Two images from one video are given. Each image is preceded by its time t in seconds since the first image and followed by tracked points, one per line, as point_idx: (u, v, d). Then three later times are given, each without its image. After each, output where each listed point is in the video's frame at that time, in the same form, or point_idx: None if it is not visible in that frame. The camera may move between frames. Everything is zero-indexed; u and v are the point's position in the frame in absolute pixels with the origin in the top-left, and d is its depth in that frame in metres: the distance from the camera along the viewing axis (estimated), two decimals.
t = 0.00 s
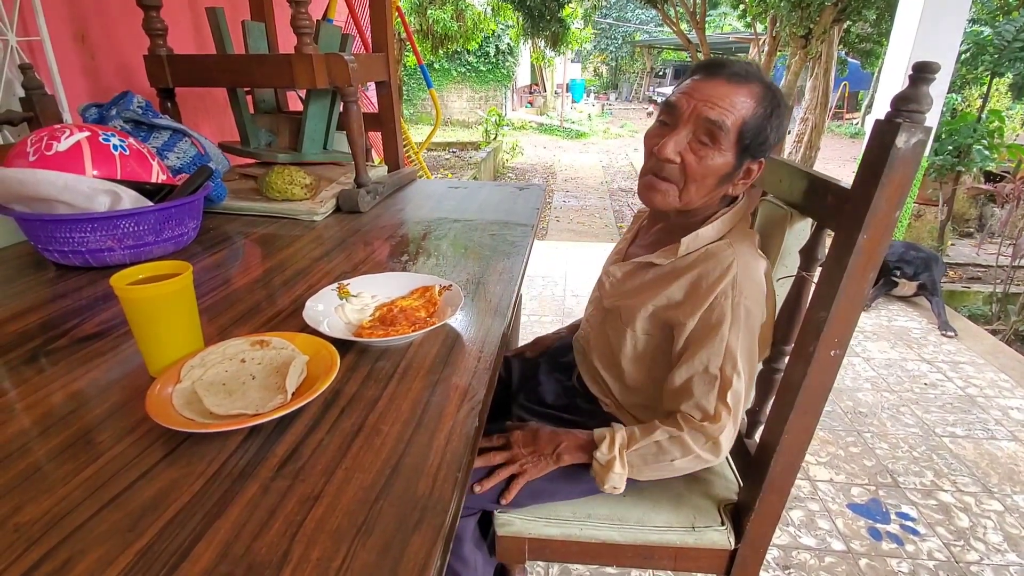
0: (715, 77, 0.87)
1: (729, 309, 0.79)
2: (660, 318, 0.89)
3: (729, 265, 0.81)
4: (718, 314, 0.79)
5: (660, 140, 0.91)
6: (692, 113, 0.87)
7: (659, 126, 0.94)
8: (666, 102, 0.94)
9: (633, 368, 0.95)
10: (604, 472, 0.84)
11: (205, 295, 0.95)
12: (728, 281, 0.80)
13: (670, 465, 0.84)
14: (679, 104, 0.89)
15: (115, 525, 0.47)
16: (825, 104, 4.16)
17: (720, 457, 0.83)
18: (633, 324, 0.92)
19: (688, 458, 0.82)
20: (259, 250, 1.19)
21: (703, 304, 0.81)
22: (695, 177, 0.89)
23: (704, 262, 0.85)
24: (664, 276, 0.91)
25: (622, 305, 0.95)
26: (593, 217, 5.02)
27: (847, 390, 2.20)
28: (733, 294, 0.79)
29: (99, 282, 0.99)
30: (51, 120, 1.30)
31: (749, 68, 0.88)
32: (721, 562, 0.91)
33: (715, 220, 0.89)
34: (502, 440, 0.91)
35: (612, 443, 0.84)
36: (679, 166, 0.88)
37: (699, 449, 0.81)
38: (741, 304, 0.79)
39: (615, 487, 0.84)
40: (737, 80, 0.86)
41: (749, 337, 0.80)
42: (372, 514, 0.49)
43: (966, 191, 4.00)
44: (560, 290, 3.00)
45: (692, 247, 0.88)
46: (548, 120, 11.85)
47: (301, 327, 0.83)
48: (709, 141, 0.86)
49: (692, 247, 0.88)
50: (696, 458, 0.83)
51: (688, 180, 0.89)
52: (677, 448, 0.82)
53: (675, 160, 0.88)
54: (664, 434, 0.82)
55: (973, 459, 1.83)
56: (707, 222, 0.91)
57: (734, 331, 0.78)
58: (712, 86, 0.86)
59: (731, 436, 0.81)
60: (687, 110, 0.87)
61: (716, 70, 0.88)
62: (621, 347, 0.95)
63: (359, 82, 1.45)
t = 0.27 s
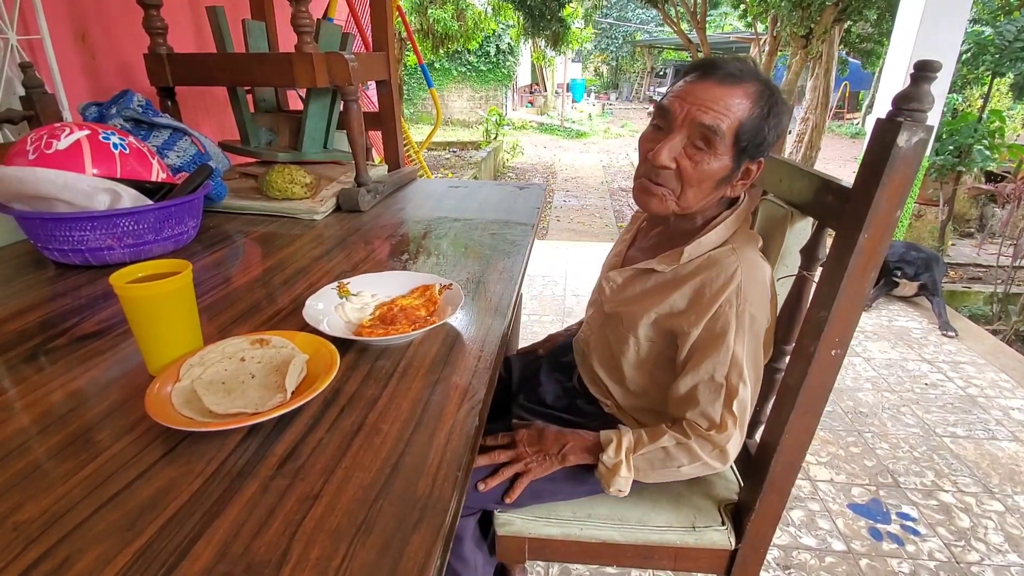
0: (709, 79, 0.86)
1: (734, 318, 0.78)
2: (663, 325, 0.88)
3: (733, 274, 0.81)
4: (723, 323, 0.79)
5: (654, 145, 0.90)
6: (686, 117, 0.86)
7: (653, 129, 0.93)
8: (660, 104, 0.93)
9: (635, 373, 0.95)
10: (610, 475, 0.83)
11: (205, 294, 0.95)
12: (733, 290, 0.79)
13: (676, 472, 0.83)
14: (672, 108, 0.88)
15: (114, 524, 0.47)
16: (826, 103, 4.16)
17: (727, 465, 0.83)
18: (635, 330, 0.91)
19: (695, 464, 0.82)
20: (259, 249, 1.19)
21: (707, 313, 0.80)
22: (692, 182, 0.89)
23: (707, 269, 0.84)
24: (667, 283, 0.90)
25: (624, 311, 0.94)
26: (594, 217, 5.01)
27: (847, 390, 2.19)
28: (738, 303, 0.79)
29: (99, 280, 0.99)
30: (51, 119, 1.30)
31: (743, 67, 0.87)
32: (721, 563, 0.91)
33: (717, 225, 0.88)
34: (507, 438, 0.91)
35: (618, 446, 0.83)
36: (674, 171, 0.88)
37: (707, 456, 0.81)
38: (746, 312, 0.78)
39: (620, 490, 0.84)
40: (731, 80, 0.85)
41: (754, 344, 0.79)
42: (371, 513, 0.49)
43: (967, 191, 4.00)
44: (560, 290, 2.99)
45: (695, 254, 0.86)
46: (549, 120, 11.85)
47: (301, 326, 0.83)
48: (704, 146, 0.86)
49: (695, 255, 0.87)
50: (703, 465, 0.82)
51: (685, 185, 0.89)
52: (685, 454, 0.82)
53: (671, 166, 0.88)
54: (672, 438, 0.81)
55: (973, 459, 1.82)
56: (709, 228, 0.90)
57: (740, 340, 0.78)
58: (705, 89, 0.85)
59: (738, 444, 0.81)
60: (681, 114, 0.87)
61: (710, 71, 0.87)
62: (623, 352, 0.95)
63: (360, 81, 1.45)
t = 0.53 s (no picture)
0: (681, 81, 0.85)
1: (737, 332, 0.77)
2: (664, 337, 0.87)
3: (736, 287, 0.79)
4: (726, 337, 0.78)
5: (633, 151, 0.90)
6: (661, 122, 0.86)
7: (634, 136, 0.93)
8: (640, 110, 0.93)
9: (636, 381, 0.95)
10: (615, 479, 0.84)
11: (205, 293, 0.95)
12: (734, 304, 0.78)
13: (681, 479, 0.84)
14: (647, 113, 0.88)
15: (113, 524, 0.47)
16: (826, 104, 4.16)
17: (731, 473, 0.83)
18: (637, 342, 0.90)
19: (700, 472, 0.83)
20: (259, 249, 1.19)
21: (710, 328, 0.79)
22: (674, 185, 0.88)
23: (708, 283, 0.82)
24: (667, 296, 0.89)
25: (625, 323, 0.93)
26: (593, 217, 5.01)
27: (847, 390, 2.19)
28: (741, 316, 0.78)
29: (98, 280, 0.99)
30: (51, 119, 1.30)
31: (717, 65, 0.85)
32: (720, 562, 0.91)
33: (716, 235, 0.86)
34: (511, 437, 0.91)
35: (624, 452, 0.84)
36: (654, 175, 0.88)
37: (711, 465, 0.81)
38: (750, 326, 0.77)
39: (624, 493, 0.84)
40: (704, 80, 0.84)
41: (757, 355, 0.79)
42: (369, 513, 0.49)
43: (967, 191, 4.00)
44: (559, 290, 2.99)
45: (695, 267, 0.84)
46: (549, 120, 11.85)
47: (300, 326, 0.82)
48: (681, 147, 0.85)
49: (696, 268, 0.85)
50: (709, 473, 0.83)
51: (668, 189, 0.89)
52: (690, 463, 0.82)
53: (650, 170, 0.88)
54: (677, 446, 0.81)
55: (972, 460, 1.83)
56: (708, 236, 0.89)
57: (743, 354, 0.77)
58: (677, 91, 0.84)
59: (742, 453, 0.81)
60: (655, 118, 0.87)
61: (683, 74, 0.86)
62: (624, 363, 0.94)
63: (359, 81, 1.45)
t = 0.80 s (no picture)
0: (637, 86, 0.86)
1: (732, 338, 0.77)
2: (659, 344, 0.87)
3: (727, 292, 0.79)
4: (720, 344, 0.77)
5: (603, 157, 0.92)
6: (620, 127, 0.87)
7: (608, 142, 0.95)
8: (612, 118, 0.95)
9: (634, 388, 0.95)
10: (617, 480, 0.84)
11: (205, 293, 0.95)
12: (727, 309, 0.78)
13: (683, 480, 0.84)
14: (611, 118, 0.90)
15: (114, 522, 0.47)
16: (826, 104, 4.16)
17: (733, 475, 0.83)
18: (631, 349, 0.90)
19: (702, 475, 0.83)
20: (259, 249, 1.19)
21: (703, 334, 0.79)
22: (641, 185, 0.88)
23: (699, 289, 0.82)
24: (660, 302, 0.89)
25: (619, 330, 0.93)
26: (594, 217, 5.01)
27: (847, 391, 2.20)
28: (735, 321, 0.77)
29: (99, 279, 1.00)
30: (52, 118, 1.30)
31: (671, 64, 0.85)
32: (719, 562, 0.91)
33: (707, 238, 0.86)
34: (513, 437, 0.91)
35: (626, 453, 0.84)
36: (622, 177, 0.89)
37: (712, 468, 0.81)
38: (744, 331, 0.77)
39: (626, 494, 0.85)
40: (655, 81, 0.84)
41: (754, 359, 0.78)
42: (369, 511, 0.49)
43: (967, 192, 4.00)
44: (560, 289, 3.00)
45: (685, 272, 0.85)
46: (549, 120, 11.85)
47: (300, 325, 0.83)
48: (641, 148, 0.85)
49: (687, 272, 0.85)
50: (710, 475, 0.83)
51: (637, 190, 0.89)
52: (691, 466, 0.82)
53: (617, 174, 0.89)
54: (679, 448, 0.81)
55: (972, 460, 1.83)
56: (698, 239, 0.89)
57: (739, 359, 0.77)
58: (631, 97, 0.85)
59: (744, 456, 0.81)
60: (616, 124, 0.88)
61: (639, 78, 0.87)
62: (620, 369, 0.94)
63: (360, 81, 1.45)
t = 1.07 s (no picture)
0: (650, 84, 0.86)
1: (734, 338, 0.77)
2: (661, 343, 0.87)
3: (730, 292, 0.79)
4: (722, 344, 0.77)
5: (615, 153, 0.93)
6: (631, 125, 0.88)
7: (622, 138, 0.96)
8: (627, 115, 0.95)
9: (637, 387, 0.94)
10: (616, 479, 0.84)
11: (205, 292, 0.95)
12: (730, 308, 0.78)
13: (682, 482, 0.84)
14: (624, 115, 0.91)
15: (113, 521, 0.47)
16: (826, 104, 4.16)
17: (735, 479, 0.82)
18: (633, 346, 0.90)
19: (702, 477, 0.82)
20: (259, 248, 1.19)
21: (705, 334, 0.79)
22: (650, 181, 0.88)
23: (702, 288, 0.82)
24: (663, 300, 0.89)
25: (621, 326, 0.93)
26: (593, 217, 5.01)
27: (846, 391, 2.20)
28: (737, 322, 0.77)
29: (99, 278, 0.99)
30: (51, 117, 1.30)
31: (683, 64, 0.85)
32: (718, 562, 0.91)
33: (714, 237, 0.86)
34: (514, 435, 0.91)
35: (626, 452, 0.83)
36: (632, 174, 0.90)
37: (714, 470, 0.81)
38: (746, 331, 0.77)
39: (625, 494, 0.84)
40: (668, 80, 0.84)
41: (756, 360, 0.78)
42: (369, 511, 0.49)
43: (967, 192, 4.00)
44: (559, 289, 2.99)
45: (690, 271, 0.85)
46: (549, 120, 11.85)
47: (300, 325, 0.82)
48: (650, 145, 0.86)
49: (690, 271, 0.85)
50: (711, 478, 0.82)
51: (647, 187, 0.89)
52: (693, 468, 0.82)
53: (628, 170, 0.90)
54: (680, 449, 0.81)
55: (972, 460, 1.83)
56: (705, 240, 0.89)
57: (741, 360, 0.77)
58: (644, 94, 0.86)
59: (745, 460, 0.81)
60: (627, 121, 0.89)
61: (654, 76, 0.87)
62: (622, 367, 0.94)
63: (360, 80, 1.45)
